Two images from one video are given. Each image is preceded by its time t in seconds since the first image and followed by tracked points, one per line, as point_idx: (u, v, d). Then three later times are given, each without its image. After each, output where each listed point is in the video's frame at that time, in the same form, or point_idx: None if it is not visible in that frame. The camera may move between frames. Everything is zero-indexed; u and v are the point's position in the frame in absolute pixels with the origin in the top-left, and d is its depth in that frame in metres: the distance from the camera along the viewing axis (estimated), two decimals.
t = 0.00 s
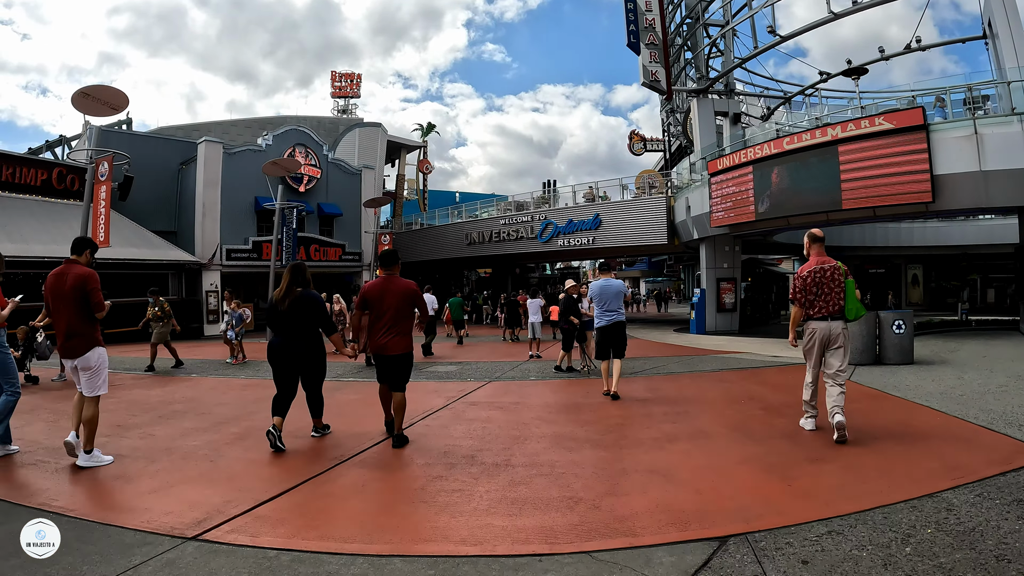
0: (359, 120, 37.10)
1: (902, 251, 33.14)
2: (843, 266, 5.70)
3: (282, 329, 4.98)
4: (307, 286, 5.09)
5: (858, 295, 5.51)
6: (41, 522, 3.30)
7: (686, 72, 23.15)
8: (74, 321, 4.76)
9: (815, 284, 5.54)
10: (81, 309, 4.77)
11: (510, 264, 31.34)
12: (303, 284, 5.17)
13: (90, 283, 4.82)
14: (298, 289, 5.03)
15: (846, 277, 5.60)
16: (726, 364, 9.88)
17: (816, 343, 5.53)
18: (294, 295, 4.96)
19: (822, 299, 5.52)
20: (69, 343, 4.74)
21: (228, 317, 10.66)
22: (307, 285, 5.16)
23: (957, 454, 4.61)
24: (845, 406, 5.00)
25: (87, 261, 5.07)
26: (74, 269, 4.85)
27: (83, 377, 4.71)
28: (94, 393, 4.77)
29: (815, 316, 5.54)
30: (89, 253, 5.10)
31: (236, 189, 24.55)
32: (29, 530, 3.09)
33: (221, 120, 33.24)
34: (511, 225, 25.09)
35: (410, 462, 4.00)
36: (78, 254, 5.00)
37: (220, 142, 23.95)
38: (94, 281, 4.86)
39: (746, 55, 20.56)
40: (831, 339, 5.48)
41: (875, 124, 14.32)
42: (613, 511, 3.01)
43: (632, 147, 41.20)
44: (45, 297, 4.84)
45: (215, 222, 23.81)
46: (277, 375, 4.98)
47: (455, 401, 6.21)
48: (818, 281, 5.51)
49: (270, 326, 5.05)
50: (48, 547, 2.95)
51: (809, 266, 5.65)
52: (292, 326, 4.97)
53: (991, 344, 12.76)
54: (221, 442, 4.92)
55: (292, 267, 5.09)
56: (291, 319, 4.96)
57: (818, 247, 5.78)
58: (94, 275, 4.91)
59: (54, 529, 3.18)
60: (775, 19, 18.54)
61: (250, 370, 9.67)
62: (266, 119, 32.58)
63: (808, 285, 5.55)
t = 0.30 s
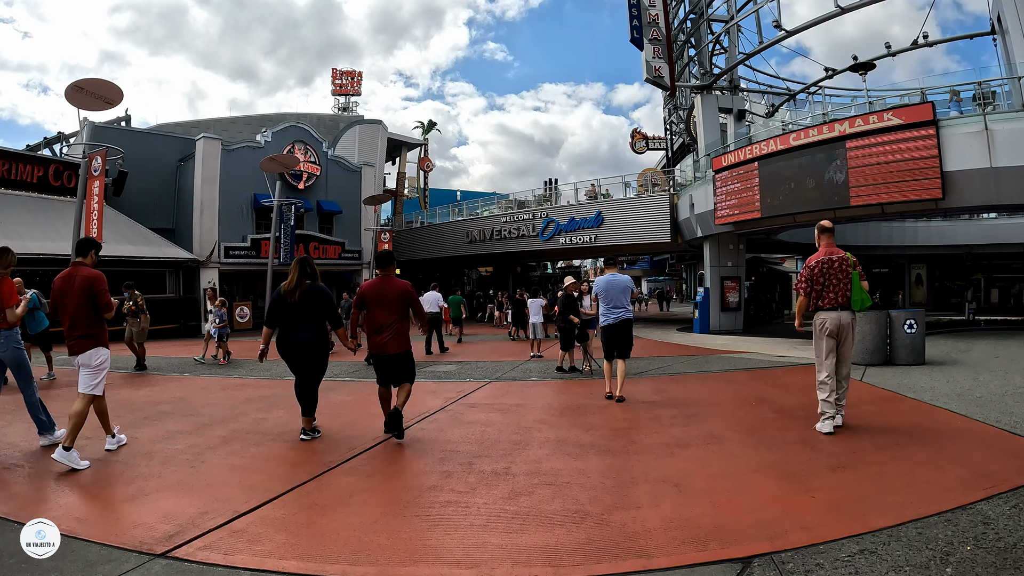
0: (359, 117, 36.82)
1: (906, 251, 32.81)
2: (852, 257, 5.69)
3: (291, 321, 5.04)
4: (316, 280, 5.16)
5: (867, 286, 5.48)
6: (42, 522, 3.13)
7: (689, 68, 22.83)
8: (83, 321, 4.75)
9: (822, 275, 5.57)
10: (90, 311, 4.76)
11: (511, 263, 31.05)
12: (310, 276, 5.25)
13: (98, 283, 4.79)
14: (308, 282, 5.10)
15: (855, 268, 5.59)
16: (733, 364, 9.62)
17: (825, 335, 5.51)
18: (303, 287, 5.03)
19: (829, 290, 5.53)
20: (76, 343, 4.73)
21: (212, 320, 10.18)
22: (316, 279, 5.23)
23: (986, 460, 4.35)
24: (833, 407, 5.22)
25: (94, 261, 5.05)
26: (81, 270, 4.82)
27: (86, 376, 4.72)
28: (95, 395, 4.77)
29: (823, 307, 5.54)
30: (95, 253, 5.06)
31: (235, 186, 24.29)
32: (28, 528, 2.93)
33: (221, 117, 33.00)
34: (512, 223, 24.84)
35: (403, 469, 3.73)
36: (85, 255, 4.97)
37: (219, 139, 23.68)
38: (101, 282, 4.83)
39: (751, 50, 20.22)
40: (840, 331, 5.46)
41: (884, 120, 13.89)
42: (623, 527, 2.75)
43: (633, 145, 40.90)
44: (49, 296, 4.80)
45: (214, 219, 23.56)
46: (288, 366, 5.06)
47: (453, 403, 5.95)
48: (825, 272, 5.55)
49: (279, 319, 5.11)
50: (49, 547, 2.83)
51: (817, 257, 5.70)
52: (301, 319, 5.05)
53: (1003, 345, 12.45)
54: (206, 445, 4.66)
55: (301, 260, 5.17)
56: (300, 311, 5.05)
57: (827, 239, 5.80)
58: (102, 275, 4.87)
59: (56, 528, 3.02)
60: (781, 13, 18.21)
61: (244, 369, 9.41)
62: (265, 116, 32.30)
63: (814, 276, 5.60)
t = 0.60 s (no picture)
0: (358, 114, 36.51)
1: (909, 250, 32.50)
2: (866, 267, 5.96)
3: (293, 328, 5.08)
4: (316, 287, 5.23)
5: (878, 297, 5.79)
6: (44, 519, 3.25)
7: (691, 63, 22.52)
8: (84, 321, 4.72)
9: (837, 284, 5.85)
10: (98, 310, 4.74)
11: (511, 261, 30.76)
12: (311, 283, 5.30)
13: (98, 283, 4.78)
14: (308, 289, 5.17)
15: (869, 278, 5.86)
16: (738, 366, 9.37)
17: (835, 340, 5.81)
18: (305, 294, 5.10)
19: (843, 298, 5.80)
20: (78, 343, 4.71)
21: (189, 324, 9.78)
22: (316, 286, 5.30)
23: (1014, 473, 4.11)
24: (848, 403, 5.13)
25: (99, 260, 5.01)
26: (83, 270, 4.82)
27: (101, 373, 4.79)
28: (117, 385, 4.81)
29: (835, 314, 5.82)
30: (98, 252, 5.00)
31: (232, 184, 24.02)
32: (28, 529, 3.05)
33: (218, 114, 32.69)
34: (512, 221, 24.56)
35: (394, 482, 3.49)
36: (88, 253, 4.93)
37: (215, 136, 23.38)
38: (102, 281, 4.82)
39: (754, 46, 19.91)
40: (850, 337, 5.74)
41: (892, 116, 13.58)
42: (632, 557, 2.51)
43: (634, 143, 40.61)
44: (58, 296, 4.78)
45: (210, 218, 23.29)
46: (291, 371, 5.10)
47: (450, 409, 5.69)
48: (840, 280, 5.83)
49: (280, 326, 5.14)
50: (49, 546, 2.91)
51: (832, 266, 5.98)
52: (304, 325, 5.10)
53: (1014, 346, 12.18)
54: (186, 457, 4.41)
55: (300, 267, 5.20)
56: (302, 318, 5.10)
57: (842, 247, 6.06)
58: (103, 275, 4.86)
59: (57, 527, 3.13)
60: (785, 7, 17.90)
61: (235, 371, 9.16)
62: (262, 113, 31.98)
63: (829, 284, 5.86)
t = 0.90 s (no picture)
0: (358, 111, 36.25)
1: (913, 249, 32.18)
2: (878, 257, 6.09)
3: (297, 320, 5.22)
4: (319, 279, 5.30)
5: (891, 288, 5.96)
6: (43, 520, 3.12)
7: (695, 59, 22.21)
8: (99, 321, 4.71)
9: (852, 273, 5.93)
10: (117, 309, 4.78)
11: (512, 259, 30.48)
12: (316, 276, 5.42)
13: (115, 283, 4.79)
14: (311, 281, 5.26)
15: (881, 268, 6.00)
16: (746, 365, 9.11)
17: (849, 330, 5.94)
18: (308, 286, 5.20)
19: (858, 288, 5.89)
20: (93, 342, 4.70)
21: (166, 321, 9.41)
22: (320, 278, 5.39)
23: None
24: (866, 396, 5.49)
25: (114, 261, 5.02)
26: (99, 271, 4.81)
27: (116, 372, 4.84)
28: (131, 386, 4.86)
29: (850, 303, 5.92)
30: (114, 253, 5.00)
31: (230, 181, 23.77)
32: (28, 528, 2.90)
33: (217, 112, 32.43)
34: (514, 218, 24.29)
35: (390, 491, 3.24)
36: (104, 254, 4.93)
37: (214, 132, 23.12)
38: (118, 282, 4.82)
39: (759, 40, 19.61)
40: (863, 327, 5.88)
41: (901, 110, 13.26)
42: None
43: (636, 140, 40.36)
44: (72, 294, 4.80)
45: (209, 215, 23.03)
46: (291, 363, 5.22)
47: (449, 411, 5.45)
48: (855, 269, 5.93)
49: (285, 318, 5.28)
50: (49, 547, 2.80)
51: (846, 256, 6.07)
52: (306, 317, 5.22)
53: None
54: (171, 462, 4.17)
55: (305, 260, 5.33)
56: (305, 310, 5.22)
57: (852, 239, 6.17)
58: (119, 276, 4.87)
59: (57, 528, 3.00)
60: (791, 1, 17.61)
61: (229, 370, 8.92)
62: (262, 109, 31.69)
63: (845, 273, 5.94)
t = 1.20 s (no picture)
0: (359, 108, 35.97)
1: (918, 248, 31.84)
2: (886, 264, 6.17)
3: (305, 322, 5.33)
4: (330, 283, 5.45)
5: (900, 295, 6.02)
6: (44, 520, 3.14)
7: (699, 54, 21.90)
8: (111, 315, 4.81)
9: (860, 282, 6.05)
10: (122, 303, 4.87)
11: (513, 258, 30.21)
12: (325, 280, 5.53)
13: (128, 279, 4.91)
14: (321, 285, 5.41)
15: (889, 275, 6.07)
16: (754, 367, 8.84)
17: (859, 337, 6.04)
18: (318, 290, 5.35)
19: (865, 296, 6.01)
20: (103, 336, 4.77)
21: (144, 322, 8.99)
22: (330, 282, 5.52)
23: None
24: (885, 394, 5.35)
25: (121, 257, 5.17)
26: (111, 267, 4.92)
27: (116, 367, 4.83)
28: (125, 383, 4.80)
29: (858, 311, 6.05)
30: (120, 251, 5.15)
31: (229, 178, 23.52)
32: (28, 529, 2.90)
33: (216, 109, 32.15)
34: (515, 216, 24.01)
35: (383, 509, 2.99)
36: (110, 251, 5.08)
37: (212, 130, 22.85)
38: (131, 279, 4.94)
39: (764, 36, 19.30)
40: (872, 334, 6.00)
41: (911, 105, 12.97)
42: None
43: (637, 138, 40.04)
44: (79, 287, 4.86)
45: (207, 213, 22.77)
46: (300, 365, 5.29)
47: (449, 416, 5.19)
48: (862, 278, 6.03)
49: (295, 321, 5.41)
50: (49, 547, 2.79)
51: (854, 264, 6.17)
52: (315, 319, 5.32)
53: None
54: (152, 473, 3.93)
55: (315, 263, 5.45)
56: (314, 313, 5.33)
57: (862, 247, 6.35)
58: (130, 274, 4.98)
59: (58, 529, 3.00)
60: None
61: (222, 371, 8.66)
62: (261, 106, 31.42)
63: (852, 282, 6.07)
